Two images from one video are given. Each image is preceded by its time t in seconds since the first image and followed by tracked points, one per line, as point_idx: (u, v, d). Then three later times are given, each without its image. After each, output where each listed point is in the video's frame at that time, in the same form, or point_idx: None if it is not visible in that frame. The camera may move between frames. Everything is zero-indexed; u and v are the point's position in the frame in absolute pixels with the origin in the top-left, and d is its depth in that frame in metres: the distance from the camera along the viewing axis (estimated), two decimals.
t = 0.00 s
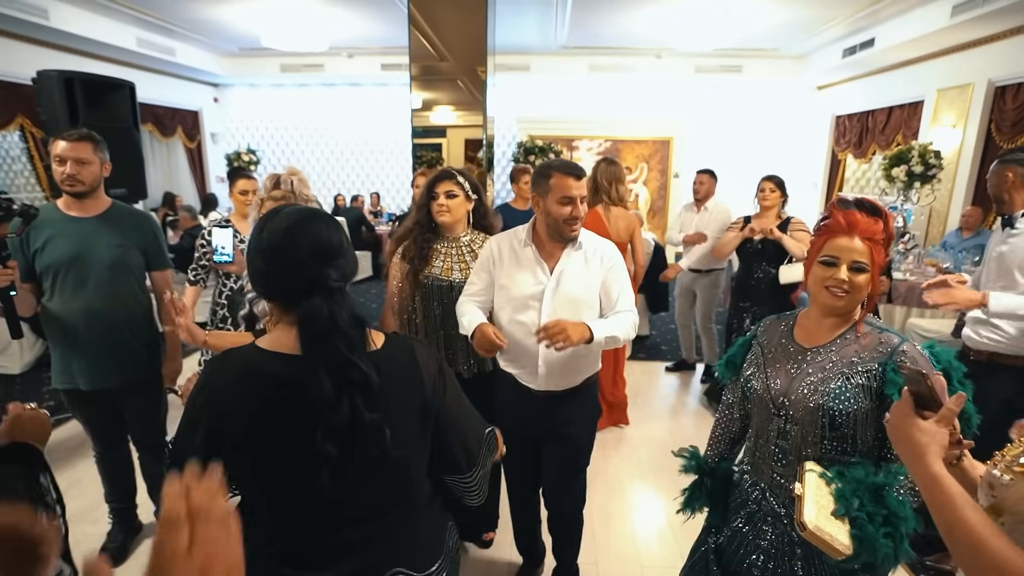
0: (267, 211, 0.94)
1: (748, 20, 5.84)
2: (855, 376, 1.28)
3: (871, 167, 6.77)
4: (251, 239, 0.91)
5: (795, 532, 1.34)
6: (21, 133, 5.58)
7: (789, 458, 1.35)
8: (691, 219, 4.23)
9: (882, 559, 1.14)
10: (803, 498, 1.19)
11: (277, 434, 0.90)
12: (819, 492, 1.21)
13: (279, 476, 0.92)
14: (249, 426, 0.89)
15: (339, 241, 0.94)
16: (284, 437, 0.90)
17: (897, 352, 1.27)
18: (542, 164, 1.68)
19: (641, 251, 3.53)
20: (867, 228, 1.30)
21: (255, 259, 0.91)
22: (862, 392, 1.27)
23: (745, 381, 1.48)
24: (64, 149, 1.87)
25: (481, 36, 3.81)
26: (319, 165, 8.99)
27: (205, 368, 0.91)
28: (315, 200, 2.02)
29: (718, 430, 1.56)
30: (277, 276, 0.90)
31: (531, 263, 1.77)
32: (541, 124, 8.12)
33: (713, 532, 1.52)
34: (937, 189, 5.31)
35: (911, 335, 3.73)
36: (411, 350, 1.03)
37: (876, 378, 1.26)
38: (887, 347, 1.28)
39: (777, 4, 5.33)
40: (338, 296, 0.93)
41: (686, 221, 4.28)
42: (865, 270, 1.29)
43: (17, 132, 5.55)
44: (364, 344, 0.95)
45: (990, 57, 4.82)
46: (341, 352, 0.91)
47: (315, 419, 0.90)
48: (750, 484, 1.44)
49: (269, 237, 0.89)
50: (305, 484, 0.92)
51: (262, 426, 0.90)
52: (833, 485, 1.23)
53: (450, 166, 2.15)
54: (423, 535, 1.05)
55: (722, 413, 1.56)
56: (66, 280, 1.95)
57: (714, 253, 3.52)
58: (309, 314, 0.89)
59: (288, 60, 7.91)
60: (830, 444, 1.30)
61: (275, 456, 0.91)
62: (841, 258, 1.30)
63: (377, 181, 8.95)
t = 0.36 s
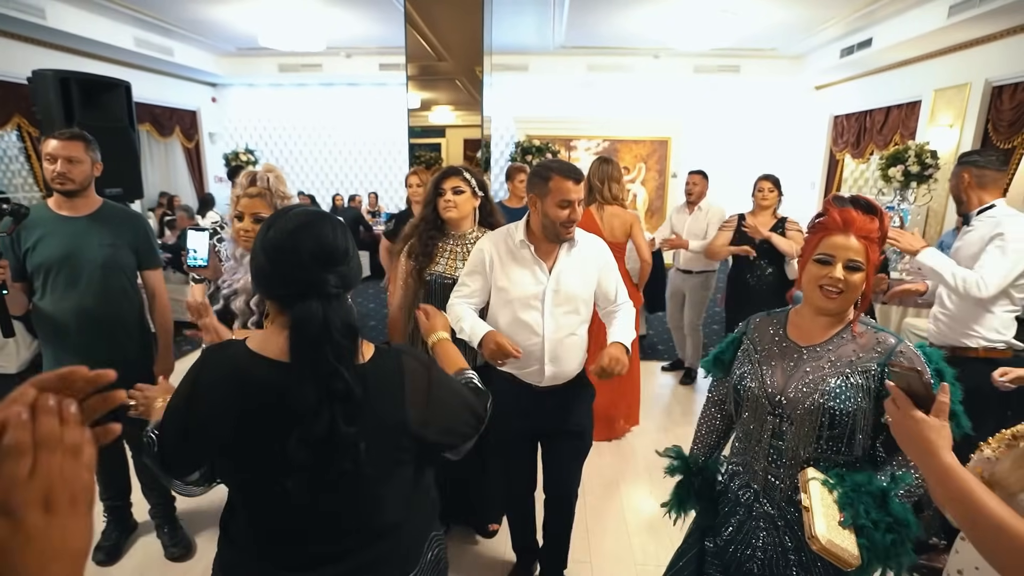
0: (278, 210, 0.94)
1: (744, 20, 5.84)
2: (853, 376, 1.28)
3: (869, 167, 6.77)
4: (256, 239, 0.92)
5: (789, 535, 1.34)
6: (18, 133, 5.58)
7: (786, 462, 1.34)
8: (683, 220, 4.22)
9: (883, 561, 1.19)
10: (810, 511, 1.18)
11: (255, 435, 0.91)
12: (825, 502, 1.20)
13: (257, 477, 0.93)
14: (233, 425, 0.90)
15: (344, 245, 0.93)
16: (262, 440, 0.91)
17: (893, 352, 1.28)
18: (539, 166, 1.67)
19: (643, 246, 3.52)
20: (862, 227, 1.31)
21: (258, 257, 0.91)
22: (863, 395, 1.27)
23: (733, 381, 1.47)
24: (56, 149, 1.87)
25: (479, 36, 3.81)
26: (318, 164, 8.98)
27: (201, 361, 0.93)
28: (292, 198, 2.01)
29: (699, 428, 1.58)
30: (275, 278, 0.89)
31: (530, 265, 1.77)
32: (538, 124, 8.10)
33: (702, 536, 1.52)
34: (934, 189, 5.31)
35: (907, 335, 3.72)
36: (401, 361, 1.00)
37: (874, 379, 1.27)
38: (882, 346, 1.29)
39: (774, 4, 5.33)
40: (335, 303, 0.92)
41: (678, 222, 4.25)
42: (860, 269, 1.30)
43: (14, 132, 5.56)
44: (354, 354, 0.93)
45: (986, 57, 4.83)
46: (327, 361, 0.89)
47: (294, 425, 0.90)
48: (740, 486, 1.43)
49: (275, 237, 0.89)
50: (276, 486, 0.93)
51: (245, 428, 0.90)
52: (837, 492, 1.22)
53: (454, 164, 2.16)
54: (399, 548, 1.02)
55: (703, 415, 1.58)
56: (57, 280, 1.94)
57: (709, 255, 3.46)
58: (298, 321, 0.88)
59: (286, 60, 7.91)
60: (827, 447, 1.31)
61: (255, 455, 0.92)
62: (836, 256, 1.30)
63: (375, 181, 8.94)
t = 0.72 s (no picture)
0: (261, 214, 0.93)
1: (743, 21, 5.87)
2: (852, 379, 1.28)
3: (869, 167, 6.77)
4: (242, 240, 0.91)
5: (791, 533, 1.35)
6: (18, 132, 5.59)
7: (786, 462, 1.34)
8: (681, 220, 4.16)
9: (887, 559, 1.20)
10: (819, 512, 1.18)
11: (247, 438, 0.90)
12: (832, 501, 1.20)
13: (249, 481, 0.92)
14: (225, 429, 0.90)
15: (331, 246, 0.93)
16: (254, 443, 0.90)
17: (888, 353, 1.29)
18: (548, 191, 1.58)
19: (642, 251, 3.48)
20: (856, 227, 1.31)
21: (246, 262, 0.90)
22: (860, 394, 1.28)
23: (731, 383, 1.45)
24: (49, 148, 1.87)
25: (478, 36, 3.80)
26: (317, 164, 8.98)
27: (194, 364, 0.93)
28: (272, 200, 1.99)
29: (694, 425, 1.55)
30: (262, 280, 0.89)
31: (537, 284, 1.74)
32: (538, 124, 8.10)
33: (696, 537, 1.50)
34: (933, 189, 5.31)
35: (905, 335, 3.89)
36: (394, 361, 1.00)
37: (870, 380, 1.28)
38: (878, 349, 1.30)
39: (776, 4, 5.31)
40: (327, 302, 0.91)
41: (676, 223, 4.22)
42: (855, 268, 1.30)
43: (14, 132, 5.57)
44: (349, 354, 0.93)
45: (986, 57, 4.84)
46: (322, 361, 0.89)
47: (287, 426, 0.89)
48: (738, 487, 1.43)
49: (262, 240, 0.89)
50: (267, 487, 0.92)
51: (239, 432, 0.89)
52: (841, 491, 1.22)
53: (473, 167, 2.17)
54: (386, 547, 1.03)
55: (693, 414, 1.54)
56: (50, 280, 1.94)
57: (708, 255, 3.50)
58: (291, 321, 0.87)
59: (285, 60, 7.91)
60: (828, 446, 1.31)
61: (246, 460, 0.91)
62: (832, 255, 1.30)
63: (374, 181, 8.94)
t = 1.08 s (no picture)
0: (270, 212, 0.93)
1: (742, 21, 5.87)
2: (829, 365, 1.30)
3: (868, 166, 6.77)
4: (259, 234, 0.90)
5: (778, 515, 1.35)
6: (17, 132, 5.58)
7: (769, 445, 1.34)
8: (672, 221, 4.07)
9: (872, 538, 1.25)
10: (817, 496, 1.20)
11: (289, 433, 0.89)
12: (825, 488, 1.22)
13: (287, 479, 0.91)
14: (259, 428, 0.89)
15: (348, 233, 0.94)
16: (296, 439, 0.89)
17: (859, 340, 1.32)
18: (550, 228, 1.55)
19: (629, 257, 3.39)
20: (831, 222, 1.31)
21: (266, 254, 0.89)
22: (836, 379, 1.30)
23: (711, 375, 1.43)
24: (46, 149, 1.87)
25: (478, 36, 3.80)
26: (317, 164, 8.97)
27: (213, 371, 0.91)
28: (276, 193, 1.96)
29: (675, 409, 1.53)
30: (282, 271, 0.88)
31: (554, 308, 1.74)
32: (537, 124, 8.10)
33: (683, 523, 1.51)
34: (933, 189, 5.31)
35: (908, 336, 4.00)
36: (418, 345, 1.04)
37: (844, 365, 1.30)
38: (851, 337, 1.32)
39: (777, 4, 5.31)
40: (357, 282, 0.92)
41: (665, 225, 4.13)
42: (830, 262, 1.31)
43: (13, 132, 5.56)
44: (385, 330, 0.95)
45: (985, 56, 4.84)
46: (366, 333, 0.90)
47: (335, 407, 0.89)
48: (721, 471, 1.41)
49: (286, 229, 0.88)
50: (320, 474, 0.91)
51: (277, 426, 0.88)
52: (828, 474, 1.25)
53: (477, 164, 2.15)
54: (425, 522, 1.07)
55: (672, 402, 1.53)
56: (48, 280, 1.95)
57: (714, 251, 3.50)
58: (328, 304, 0.88)
59: (285, 60, 7.92)
60: (806, 429, 1.32)
61: (281, 460, 0.90)
62: (808, 250, 1.30)
63: (374, 181, 8.94)
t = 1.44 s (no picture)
0: (300, 214, 0.95)
1: (741, 22, 5.90)
2: (809, 356, 1.30)
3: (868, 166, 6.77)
4: (291, 234, 0.92)
5: (767, 499, 1.34)
6: (15, 132, 5.57)
7: (756, 432, 1.34)
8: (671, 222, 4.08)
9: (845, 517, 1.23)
10: (794, 486, 1.19)
11: (322, 429, 0.91)
12: (804, 475, 1.21)
13: (321, 475, 0.93)
14: (287, 424, 0.90)
15: (377, 232, 0.96)
16: (329, 435, 0.91)
17: (836, 330, 1.31)
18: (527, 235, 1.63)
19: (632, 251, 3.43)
20: (760, 214, 1.32)
21: (298, 251, 0.90)
22: (816, 369, 1.30)
23: (699, 365, 1.45)
24: (38, 148, 1.87)
25: (478, 36, 3.80)
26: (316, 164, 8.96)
27: (238, 372, 0.90)
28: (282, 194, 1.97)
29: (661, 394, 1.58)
30: (311, 266, 0.89)
31: (560, 306, 1.82)
32: (537, 124, 8.12)
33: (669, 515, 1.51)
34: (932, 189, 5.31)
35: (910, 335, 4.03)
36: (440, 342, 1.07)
37: (822, 356, 1.30)
38: (828, 326, 1.31)
39: (776, 4, 5.31)
40: (385, 279, 0.95)
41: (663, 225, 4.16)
42: (765, 254, 1.32)
43: (12, 132, 5.55)
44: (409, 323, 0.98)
45: (985, 57, 4.84)
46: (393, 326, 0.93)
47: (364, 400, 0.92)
48: (712, 458, 1.41)
49: (318, 226, 0.90)
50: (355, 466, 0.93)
51: (311, 422, 0.90)
52: (807, 460, 1.23)
53: (472, 167, 2.15)
54: (453, 511, 1.10)
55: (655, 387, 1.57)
56: (46, 280, 1.94)
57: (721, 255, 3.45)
58: (362, 298, 0.90)
59: (284, 60, 7.91)
60: (786, 417, 1.32)
61: (318, 457, 0.91)
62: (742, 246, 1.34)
63: (373, 181, 8.93)
